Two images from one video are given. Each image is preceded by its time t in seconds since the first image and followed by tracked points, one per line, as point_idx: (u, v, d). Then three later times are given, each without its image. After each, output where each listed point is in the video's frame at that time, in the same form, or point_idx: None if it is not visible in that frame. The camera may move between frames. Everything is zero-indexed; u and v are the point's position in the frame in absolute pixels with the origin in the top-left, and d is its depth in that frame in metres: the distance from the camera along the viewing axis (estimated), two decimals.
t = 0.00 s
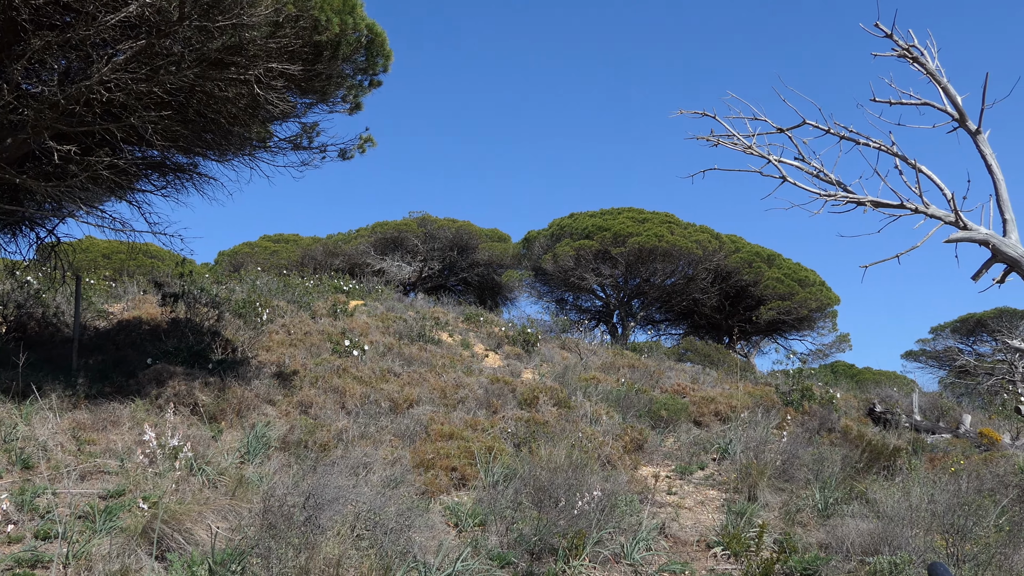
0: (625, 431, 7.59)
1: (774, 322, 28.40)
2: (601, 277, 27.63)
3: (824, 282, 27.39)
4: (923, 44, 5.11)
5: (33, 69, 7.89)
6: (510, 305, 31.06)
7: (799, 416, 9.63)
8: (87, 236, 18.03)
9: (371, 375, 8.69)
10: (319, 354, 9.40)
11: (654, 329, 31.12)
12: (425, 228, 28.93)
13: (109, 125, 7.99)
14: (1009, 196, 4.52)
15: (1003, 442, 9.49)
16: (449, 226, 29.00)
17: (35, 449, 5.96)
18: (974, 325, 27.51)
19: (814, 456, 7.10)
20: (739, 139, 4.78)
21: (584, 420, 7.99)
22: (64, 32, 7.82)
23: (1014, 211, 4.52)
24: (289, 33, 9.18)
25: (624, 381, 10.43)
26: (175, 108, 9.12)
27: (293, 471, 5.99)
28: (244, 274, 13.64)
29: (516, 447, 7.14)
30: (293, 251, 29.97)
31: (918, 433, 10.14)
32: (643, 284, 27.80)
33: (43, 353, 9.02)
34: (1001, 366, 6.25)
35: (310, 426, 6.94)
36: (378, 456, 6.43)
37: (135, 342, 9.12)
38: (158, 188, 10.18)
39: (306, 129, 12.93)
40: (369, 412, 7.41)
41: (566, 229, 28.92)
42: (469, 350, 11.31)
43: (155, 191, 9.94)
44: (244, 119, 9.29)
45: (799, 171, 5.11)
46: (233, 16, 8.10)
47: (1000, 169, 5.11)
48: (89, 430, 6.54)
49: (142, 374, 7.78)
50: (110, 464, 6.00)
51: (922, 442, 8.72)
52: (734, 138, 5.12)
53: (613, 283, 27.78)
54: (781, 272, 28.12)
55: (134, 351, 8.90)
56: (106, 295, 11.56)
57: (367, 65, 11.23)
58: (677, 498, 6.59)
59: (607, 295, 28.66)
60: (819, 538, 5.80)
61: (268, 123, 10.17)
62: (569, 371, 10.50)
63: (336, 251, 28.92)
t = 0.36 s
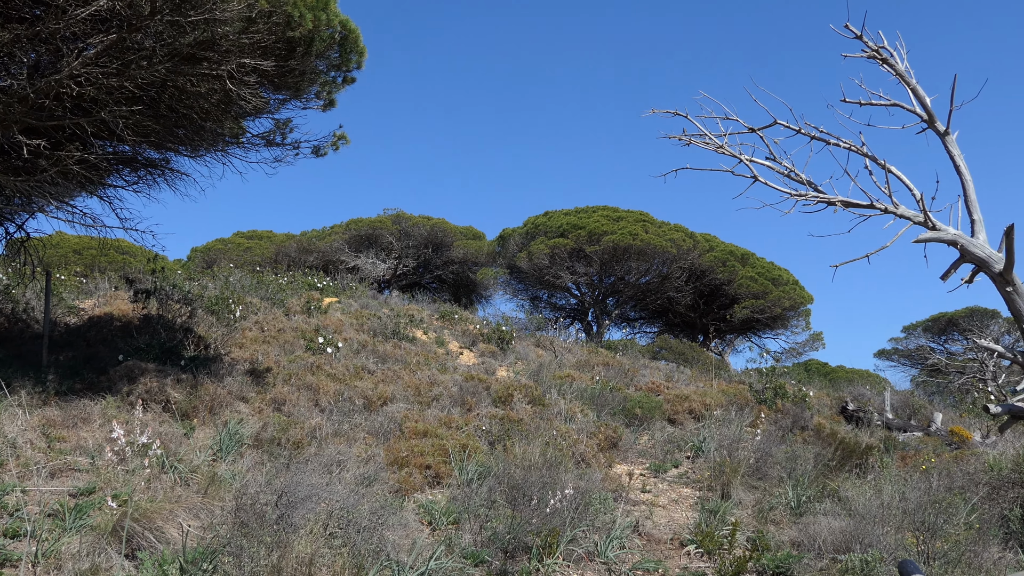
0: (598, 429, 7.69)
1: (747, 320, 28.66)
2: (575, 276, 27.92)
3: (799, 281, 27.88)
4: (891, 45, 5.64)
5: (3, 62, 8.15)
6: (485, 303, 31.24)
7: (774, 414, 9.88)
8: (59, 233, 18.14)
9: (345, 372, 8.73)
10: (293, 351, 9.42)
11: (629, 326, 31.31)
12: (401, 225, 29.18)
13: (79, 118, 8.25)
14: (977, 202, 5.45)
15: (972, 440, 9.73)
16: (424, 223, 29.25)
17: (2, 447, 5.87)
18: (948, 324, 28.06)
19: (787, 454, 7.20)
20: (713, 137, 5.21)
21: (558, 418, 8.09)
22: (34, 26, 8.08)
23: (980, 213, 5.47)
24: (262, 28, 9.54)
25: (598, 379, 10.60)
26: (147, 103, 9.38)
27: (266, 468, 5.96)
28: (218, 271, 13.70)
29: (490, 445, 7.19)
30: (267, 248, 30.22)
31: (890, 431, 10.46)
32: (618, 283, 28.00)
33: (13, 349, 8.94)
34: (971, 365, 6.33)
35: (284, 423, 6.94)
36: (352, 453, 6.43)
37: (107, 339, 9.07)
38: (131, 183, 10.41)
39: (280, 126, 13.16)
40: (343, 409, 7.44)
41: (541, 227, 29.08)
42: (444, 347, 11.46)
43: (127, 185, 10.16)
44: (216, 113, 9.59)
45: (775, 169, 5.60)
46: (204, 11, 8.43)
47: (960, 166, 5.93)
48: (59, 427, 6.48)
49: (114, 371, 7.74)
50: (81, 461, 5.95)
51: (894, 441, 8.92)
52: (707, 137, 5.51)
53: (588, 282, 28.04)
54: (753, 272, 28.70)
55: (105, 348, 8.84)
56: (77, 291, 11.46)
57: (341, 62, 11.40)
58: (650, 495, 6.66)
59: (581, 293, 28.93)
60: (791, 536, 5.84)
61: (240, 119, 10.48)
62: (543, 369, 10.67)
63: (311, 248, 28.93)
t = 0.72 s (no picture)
0: (575, 428, 7.78)
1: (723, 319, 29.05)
2: (554, 275, 27.87)
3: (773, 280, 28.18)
4: (864, 49, 6.14)
5: None
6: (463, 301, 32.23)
7: (749, 413, 10.05)
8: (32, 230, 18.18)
9: (322, 370, 8.74)
10: (269, 349, 9.42)
11: (605, 325, 31.46)
12: (379, 223, 29.67)
13: (54, 113, 8.42)
14: (949, 204, 5.86)
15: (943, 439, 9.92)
16: (402, 221, 29.81)
17: None
18: (921, 324, 28.51)
19: (761, 453, 7.31)
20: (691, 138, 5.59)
21: (535, 416, 8.17)
22: (9, 21, 8.25)
23: (951, 214, 5.90)
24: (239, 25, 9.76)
25: (575, 377, 10.73)
26: (122, 100, 9.54)
27: (241, 466, 5.94)
28: (195, 269, 13.72)
29: (467, 443, 7.22)
30: (244, 245, 30.30)
31: (863, 430, 10.66)
32: (596, 281, 28.17)
33: None
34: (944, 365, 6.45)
35: (259, 422, 6.93)
36: (328, 452, 6.43)
37: (80, 336, 8.99)
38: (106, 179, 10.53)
39: (256, 123, 13.25)
40: (319, 407, 7.45)
41: (519, 226, 29.17)
42: (421, 346, 11.55)
43: (103, 181, 10.32)
44: (193, 109, 9.79)
45: (753, 171, 5.97)
46: (181, 7, 8.63)
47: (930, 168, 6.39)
48: (30, 425, 6.41)
49: (87, 369, 7.69)
50: (53, 459, 5.89)
51: (867, 440, 9.08)
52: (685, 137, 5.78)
53: (566, 281, 28.18)
54: (730, 271, 28.86)
55: (79, 345, 8.78)
56: (51, 288, 11.35)
57: (319, 59, 11.68)
58: (626, 494, 6.72)
59: (560, 292, 28.95)
60: (765, 534, 5.89)
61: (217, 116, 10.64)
62: (521, 368, 10.77)
63: (288, 245, 29.53)
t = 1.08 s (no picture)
0: (556, 426, 7.83)
1: (704, 318, 29.34)
2: (535, 273, 27.85)
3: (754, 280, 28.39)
4: (845, 50, 6.31)
5: None
6: (446, 301, 32.41)
7: (729, 412, 10.16)
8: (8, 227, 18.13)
9: (302, 368, 8.75)
10: (249, 347, 9.43)
11: (587, 324, 31.39)
12: (361, 221, 29.80)
13: (31, 108, 8.54)
14: (927, 204, 6.03)
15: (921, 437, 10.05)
16: (384, 220, 30.12)
17: None
18: (901, 323, 28.79)
19: (741, 451, 7.40)
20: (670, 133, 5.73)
21: (516, 414, 8.23)
22: None
23: (929, 215, 6.04)
24: (220, 21, 9.83)
25: (558, 376, 10.82)
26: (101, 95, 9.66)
27: (220, 465, 5.92)
28: (174, 267, 13.71)
29: (448, 442, 7.25)
30: (225, 242, 30.29)
31: (842, 428, 10.79)
32: (579, 280, 28.24)
33: None
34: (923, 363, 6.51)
35: (239, 420, 6.92)
36: (308, 450, 6.42)
37: (58, 333, 8.92)
38: (85, 175, 10.63)
39: (236, 119, 13.30)
40: (300, 406, 7.45)
41: (501, 223, 29.16)
42: (403, 344, 11.61)
43: (81, 178, 10.47)
44: (172, 106, 9.90)
45: (733, 167, 6.08)
46: (159, 4, 8.73)
47: (909, 169, 6.55)
48: (7, 423, 6.35)
49: (65, 366, 7.65)
50: (30, 457, 5.85)
51: (846, 439, 9.18)
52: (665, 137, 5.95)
53: (548, 279, 28.13)
54: (712, 271, 28.96)
55: (57, 343, 8.72)
56: (29, 285, 11.26)
57: (299, 55, 11.57)
58: (607, 492, 6.77)
59: (541, 290, 28.99)
60: (744, 532, 5.94)
61: (197, 113, 10.74)
62: (503, 366, 10.84)
63: (268, 243, 29.51)
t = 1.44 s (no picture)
0: (541, 424, 7.87)
1: (690, 318, 29.41)
2: (520, 272, 27.91)
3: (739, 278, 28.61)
4: (828, 51, 6.41)
5: None
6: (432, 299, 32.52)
7: (714, 410, 10.24)
8: None
9: (287, 366, 8.77)
10: (234, 344, 9.44)
11: (573, 323, 31.59)
12: (346, 219, 29.79)
13: (16, 103, 8.67)
14: (911, 203, 6.06)
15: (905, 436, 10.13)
16: (369, 217, 30.14)
17: None
18: (886, 323, 28.98)
19: (727, 450, 7.47)
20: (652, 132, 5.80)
21: (501, 413, 8.28)
22: None
23: (912, 215, 6.06)
24: (205, 19, 10.11)
25: (543, 375, 10.88)
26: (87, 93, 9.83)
27: (205, 463, 5.90)
28: (158, 265, 13.70)
29: (433, 440, 7.27)
30: (210, 240, 30.29)
31: (827, 427, 10.87)
32: (564, 279, 28.28)
33: None
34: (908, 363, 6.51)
35: (224, 417, 6.91)
36: (293, 448, 6.41)
37: (42, 330, 8.88)
38: (70, 172, 10.85)
39: (221, 117, 13.51)
40: (285, 404, 7.46)
41: (487, 223, 29.22)
42: (388, 342, 11.65)
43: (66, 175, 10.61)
44: (157, 102, 10.15)
45: (718, 169, 6.13)
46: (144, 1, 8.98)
47: (893, 171, 6.59)
48: None
49: (48, 364, 7.62)
50: (12, 455, 5.80)
51: (830, 439, 9.25)
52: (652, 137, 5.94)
53: (533, 278, 28.16)
54: (697, 271, 29.16)
55: (41, 340, 8.69)
56: (12, 282, 11.18)
57: (285, 53, 12.15)
58: (591, 491, 6.80)
59: (527, 289, 28.97)
60: (729, 531, 5.95)
61: (182, 109, 10.98)
62: (488, 365, 10.91)
63: (255, 241, 29.55)
